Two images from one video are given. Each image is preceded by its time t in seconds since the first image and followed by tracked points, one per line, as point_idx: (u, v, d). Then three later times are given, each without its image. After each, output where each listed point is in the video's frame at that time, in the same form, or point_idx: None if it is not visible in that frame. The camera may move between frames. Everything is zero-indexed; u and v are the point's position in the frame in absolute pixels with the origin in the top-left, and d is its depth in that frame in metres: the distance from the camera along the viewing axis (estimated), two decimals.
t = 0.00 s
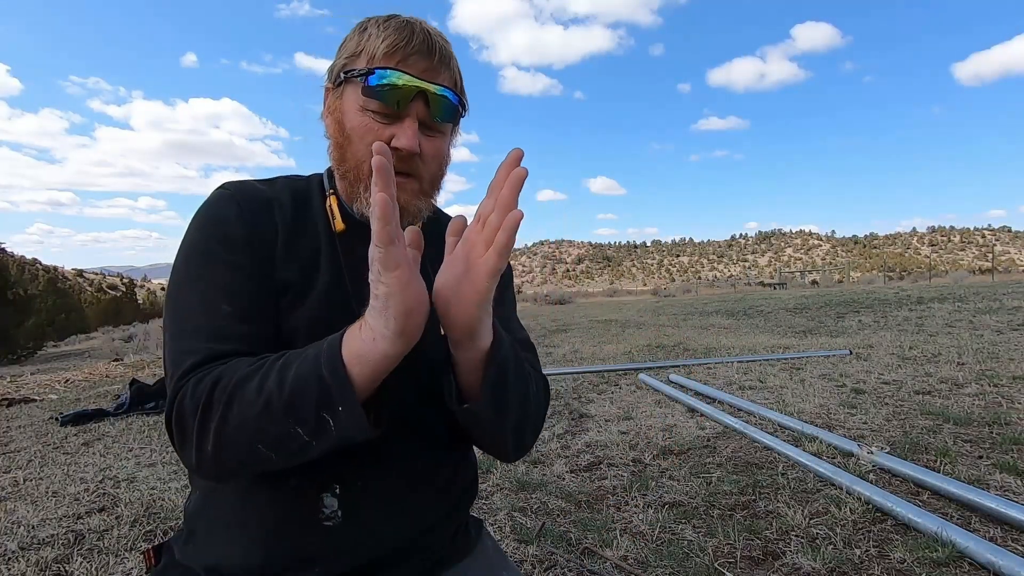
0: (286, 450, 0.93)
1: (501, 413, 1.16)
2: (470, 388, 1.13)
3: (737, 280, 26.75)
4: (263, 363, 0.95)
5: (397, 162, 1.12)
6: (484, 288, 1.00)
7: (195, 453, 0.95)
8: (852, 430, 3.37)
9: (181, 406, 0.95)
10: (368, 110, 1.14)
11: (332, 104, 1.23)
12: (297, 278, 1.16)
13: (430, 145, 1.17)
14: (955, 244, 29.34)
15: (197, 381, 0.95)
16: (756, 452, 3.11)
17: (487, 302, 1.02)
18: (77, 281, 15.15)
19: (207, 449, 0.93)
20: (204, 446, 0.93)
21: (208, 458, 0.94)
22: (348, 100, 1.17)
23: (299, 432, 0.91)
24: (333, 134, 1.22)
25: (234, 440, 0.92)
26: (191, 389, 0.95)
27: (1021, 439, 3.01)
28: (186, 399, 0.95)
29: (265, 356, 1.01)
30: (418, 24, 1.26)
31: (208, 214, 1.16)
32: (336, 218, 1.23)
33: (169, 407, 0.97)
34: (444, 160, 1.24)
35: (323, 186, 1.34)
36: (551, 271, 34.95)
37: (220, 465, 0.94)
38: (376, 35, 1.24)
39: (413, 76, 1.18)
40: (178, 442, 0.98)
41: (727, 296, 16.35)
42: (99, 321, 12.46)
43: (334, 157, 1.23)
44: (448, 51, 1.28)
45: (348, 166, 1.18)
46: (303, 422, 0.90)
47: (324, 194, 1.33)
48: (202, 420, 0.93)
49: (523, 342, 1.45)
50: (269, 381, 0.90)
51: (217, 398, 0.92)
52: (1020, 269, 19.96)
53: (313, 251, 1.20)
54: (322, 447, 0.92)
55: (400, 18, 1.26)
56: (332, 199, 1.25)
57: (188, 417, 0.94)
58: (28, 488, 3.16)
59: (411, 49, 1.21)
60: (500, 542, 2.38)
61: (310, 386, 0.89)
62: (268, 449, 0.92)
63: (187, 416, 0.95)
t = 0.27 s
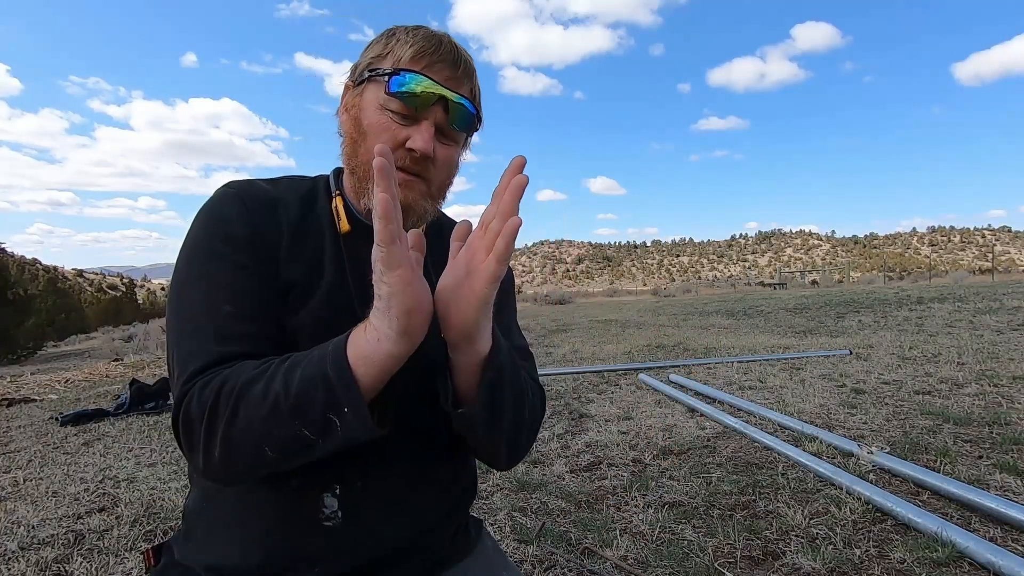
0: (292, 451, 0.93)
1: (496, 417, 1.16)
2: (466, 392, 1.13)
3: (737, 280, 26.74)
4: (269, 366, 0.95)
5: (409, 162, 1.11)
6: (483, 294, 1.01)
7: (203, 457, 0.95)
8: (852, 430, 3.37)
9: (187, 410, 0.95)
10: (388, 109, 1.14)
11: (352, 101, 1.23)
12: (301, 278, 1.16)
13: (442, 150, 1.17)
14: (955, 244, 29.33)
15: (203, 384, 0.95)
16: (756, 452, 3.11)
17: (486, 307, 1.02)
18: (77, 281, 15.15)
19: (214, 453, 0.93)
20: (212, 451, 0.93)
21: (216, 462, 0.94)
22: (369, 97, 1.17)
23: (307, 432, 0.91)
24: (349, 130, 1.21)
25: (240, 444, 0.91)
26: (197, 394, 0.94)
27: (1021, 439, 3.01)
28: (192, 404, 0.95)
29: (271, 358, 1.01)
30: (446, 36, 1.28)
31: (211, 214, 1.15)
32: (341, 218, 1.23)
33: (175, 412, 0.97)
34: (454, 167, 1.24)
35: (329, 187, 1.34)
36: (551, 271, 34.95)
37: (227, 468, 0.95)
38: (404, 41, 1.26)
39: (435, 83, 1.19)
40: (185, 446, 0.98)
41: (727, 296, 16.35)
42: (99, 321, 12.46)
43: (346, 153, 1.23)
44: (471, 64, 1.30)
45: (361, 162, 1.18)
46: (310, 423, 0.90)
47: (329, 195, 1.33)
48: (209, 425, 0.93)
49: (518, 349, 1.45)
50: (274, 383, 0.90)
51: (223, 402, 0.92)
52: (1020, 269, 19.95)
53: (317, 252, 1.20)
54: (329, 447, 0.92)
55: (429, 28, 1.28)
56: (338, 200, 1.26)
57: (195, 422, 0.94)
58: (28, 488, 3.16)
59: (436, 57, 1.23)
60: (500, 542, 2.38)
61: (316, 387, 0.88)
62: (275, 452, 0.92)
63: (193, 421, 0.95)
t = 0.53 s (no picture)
0: (299, 454, 0.93)
1: (499, 420, 1.16)
2: (469, 394, 1.13)
3: (737, 280, 26.74)
4: (277, 368, 0.95)
5: (418, 168, 1.11)
6: (490, 300, 1.00)
7: (208, 459, 0.95)
8: (852, 430, 3.37)
9: (194, 411, 0.95)
10: (400, 114, 1.14)
11: (363, 104, 1.22)
12: (307, 280, 1.16)
13: (451, 157, 1.17)
14: (955, 244, 29.34)
15: (211, 386, 0.95)
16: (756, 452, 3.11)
17: (491, 315, 1.02)
18: (77, 281, 15.14)
19: (220, 455, 0.93)
20: (218, 452, 0.93)
21: (222, 464, 0.94)
22: (381, 100, 1.16)
23: (314, 435, 0.91)
24: (359, 132, 1.21)
25: (247, 445, 0.92)
26: (204, 395, 0.94)
27: (1021, 439, 3.01)
28: (199, 405, 0.95)
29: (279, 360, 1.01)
30: (460, 44, 1.28)
31: (219, 214, 1.15)
32: (347, 221, 1.24)
33: (182, 412, 0.97)
34: (462, 173, 1.24)
35: (337, 188, 1.35)
36: (551, 271, 34.95)
37: (234, 470, 0.95)
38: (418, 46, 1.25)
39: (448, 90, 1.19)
40: (190, 446, 0.98)
41: (727, 296, 16.34)
42: (98, 321, 12.47)
43: (355, 156, 1.22)
44: (483, 72, 1.30)
45: (369, 165, 1.17)
46: (317, 426, 0.90)
47: (337, 196, 1.33)
48: (216, 426, 0.93)
49: (522, 352, 1.45)
50: (282, 386, 0.90)
51: (231, 404, 0.92)
52: (1020, 269, 19.96)
53: (324, 253, 1.20)
54: (336, 450, 0.92)
55: (443, 35, 1.27)
56: (345, 202, 1.26)
57: (201, 422, 0.94)
58: (28, 488, 3.16)
59: (450, 64, 1.23)
60: (500, 541, 2.38)
61: (325, 390, 0.89)
62: (281, 454, 0.92)
63: (200, 421, 0.95)
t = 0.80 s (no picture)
0: (299, 459, 0.93)
1: (510, 423, 1.16)
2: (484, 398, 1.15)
3: (737, 280, 26.74)
4: (279, 371, 0.95)
5: (421, 170, 1.12)
6: (503, 306, 1.01)
7: (209, 461, 0.95)
8: (852, 430, 3.37)
9: (195, 412, 0.95)
10: (402, 115, 1.14)
11: (365, 104, 1.22)
12: (309, 281, 1.16)
13: (454, 158, 1.17)
14: (955, 245, 29.34)
15: (212, 388, 0.95)
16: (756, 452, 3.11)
17: (507, 320, 1.02)
18: (77, 281, 15.14)
19: (221, 457, 0.93)
20: (218, 454, 0.93)
21: (223, 466, 0.94)
22: (383, 101, 1.16)
23: (315, 439, 0.91)
24: (361, 133, 1.21)
25: (248, 448, 0.92)
26: (205, 397, 0.94)
27: (1021, 439, 3.01)
28: (201, 407, 0.95)
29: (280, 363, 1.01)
30: (462, 43, 1.27)
31: (221, 214, 1.15)
32: (350, 221, 1.24)
33: (183, 412, 0.97)
34: (465, 173, 1.25)
35: (339, 188, 1.35)
36: (551, 271, 34.95)
37: (234, 472, 0.95)
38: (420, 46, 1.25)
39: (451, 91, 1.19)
40: (192, 447, 0.99)
41: (727, 296, 16.34)
42: (98, 321, 12.47)
43: (357, 156, 1.22)
44: (485, 72, 1.30)
45: (371, 166, 1.17)
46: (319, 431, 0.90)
47: (339, 196, 1.33)
48: (217, 428, 0.93)
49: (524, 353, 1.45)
50: (284, 390, 0.90)
51: (232, 406, 0.92)
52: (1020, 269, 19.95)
53: (326, 254, 1.20)
54: (337, 454, 0.92)
55: (445, 34, 1.27)
56: (348, 203, 1.26)
57: (203, 423, 0.94)
58: (28, 488, 3.16)
59: (453, 65, 1.23)
60: (500, 541, 2.38)
61: (327, 395, 0.88)
62: (282, 457, 0.92)
63: (202, 423, 0.95)
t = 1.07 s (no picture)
0: (296, 463, 0.93)
1: (511, 426, 1.16)
2: (484, 406, 1.15)
3: (737, 280, 26.74)
4: (277, 374, 0.95)
5: (418, 171, 1.12)
6: (502, 315, 1.01)
7: (205, 464, 0.95)
8: (852, 430, 3.37)
9: (192, 415, 0.95)
10: (397, 116, 1.14)
11: (360, 105, 1.22)
12: (308, 280, 1.16)
13: (451, 157, 1.17)
14: (955, 245, 29.33)
15: (210, 390, 0.95)
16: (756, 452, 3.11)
17: (505, 329, 1.03)
18: (77, 281, 15.14)
19: (218, 461, 0.93)
20: (215, 457, 0.93)
21: (220, 470, 0.94)
22: (378, 102, 1.16)
23: (312, 443, 0.91)
24: (357, 134, 1.21)
25: (245, 452, 0.91)
26: (203, 399, 0.94)
27: (1021, 439, 3.01)
28: (199, 409, 0.94)
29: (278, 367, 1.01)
30: (455, 40, 1.27)
31: (220, 215, 1.15)
32: (349, 222, 1.24)
33: (182, 414, 0.97)
34: (463, 172, 1.25)
35: (337, 189, 1.35)
36: (551, 271, 34.96)
37: (231, 476, 0.94)
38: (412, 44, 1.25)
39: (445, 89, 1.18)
40: (190, 449, 0.99)
41: (727, 296, 16.34)
42: (99, 321, 12.48)
43: (354, 158, 1.22)
44: (480, 68, 1.29)
45: (368, 168, 1.18)
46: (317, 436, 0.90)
47: (338, 197, 1.33)
48: (214, 432, 0.92)
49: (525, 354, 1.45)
50: (281, 394, 0.90)
51: (230, 410, 0.92)
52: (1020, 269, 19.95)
53: (326, 255, 1.20)
54: (335, 459, 0.92)
55: (438, 31, 1.27)
56: (346, 203, 1.27)
57: (201, 426, 0.94)
58: (28, 488, 3.16)
59: (446, 62, 1.22)
60: (500, 541, 2.38)
61: (325, 399, 0.88)
62: (279, 461, 0.92)
63: (199, 426, 0.95)
